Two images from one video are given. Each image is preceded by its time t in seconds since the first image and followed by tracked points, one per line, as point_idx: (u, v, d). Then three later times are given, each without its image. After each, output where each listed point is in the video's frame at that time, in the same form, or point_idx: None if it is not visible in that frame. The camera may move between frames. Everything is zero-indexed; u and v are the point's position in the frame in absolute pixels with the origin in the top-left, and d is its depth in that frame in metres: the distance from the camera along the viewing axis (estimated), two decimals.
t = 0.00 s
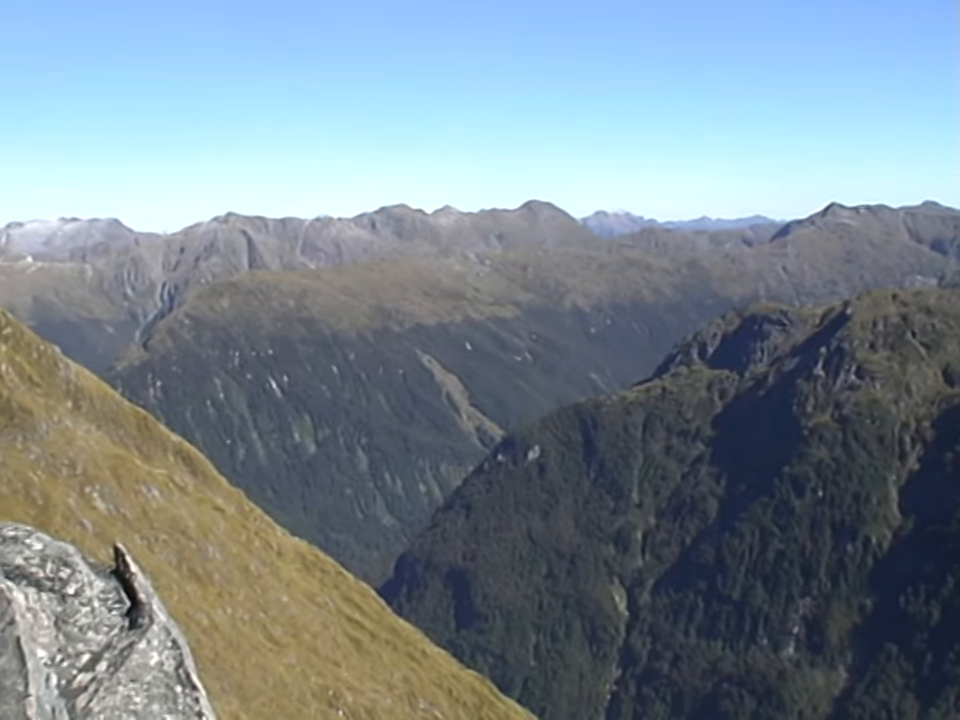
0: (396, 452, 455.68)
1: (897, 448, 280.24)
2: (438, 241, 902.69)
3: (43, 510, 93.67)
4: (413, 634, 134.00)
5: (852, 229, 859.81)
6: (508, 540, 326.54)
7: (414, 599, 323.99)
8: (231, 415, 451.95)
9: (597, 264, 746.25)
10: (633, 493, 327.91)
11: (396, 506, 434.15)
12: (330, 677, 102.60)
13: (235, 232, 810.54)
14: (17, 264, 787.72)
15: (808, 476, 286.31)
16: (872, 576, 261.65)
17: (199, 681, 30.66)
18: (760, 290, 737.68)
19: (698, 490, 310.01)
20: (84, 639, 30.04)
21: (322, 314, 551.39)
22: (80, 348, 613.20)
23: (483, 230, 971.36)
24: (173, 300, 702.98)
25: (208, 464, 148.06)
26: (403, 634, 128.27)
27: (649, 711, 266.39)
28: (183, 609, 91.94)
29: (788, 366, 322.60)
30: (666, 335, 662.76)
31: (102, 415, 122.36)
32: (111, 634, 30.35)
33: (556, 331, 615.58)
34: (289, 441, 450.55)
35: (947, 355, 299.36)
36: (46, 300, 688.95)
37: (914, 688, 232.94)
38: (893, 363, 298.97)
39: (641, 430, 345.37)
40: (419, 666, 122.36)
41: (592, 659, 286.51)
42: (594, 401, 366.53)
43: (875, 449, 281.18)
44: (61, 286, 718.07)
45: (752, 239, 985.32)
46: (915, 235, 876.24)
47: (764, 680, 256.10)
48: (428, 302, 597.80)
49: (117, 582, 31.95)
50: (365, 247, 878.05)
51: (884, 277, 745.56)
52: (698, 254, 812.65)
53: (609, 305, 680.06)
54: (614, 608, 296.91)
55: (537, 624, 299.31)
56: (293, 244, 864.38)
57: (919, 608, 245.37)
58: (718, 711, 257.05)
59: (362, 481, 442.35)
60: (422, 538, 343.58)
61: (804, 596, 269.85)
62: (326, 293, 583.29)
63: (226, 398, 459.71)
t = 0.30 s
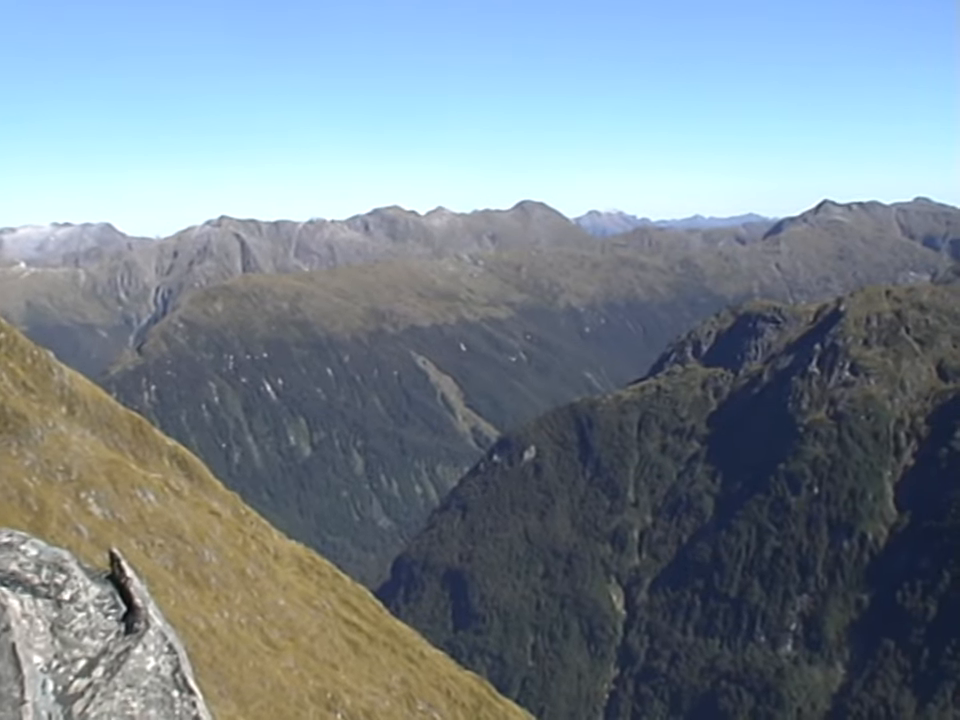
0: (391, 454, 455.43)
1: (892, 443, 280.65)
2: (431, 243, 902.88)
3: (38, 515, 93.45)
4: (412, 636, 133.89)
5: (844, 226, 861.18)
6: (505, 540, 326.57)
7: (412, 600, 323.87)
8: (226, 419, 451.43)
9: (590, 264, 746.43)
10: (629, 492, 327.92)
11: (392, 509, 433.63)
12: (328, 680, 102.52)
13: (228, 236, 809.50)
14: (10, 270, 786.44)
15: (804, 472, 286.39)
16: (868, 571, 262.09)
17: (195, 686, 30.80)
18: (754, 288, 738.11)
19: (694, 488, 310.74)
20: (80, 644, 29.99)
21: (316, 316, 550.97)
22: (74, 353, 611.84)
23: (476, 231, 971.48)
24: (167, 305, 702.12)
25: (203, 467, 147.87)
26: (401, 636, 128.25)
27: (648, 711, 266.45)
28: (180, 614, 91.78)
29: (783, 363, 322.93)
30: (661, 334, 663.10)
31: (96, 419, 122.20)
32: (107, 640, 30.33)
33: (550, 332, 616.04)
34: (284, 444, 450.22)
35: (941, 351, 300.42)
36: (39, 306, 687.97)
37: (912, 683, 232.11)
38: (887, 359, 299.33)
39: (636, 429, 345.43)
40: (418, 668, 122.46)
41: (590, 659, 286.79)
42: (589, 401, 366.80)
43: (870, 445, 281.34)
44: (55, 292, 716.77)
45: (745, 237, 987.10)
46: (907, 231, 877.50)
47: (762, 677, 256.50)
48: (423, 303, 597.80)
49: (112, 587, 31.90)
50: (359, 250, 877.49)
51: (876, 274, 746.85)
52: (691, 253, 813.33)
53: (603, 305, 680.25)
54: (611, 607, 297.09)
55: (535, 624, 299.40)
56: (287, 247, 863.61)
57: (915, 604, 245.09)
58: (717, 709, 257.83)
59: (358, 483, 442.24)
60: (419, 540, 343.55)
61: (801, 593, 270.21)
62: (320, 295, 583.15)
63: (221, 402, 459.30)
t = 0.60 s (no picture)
0: (387, 456, 455.10)
1: (887, 444, 280.39)
2: (426, 245, 902.73)
3: (33, 519, 93.24)
4: (408, 637, 133.85)
5: (839, 226, 862.19)
6: (501, 542, 326.63)
7: (407, 602, 323.92)
8: (221, 421, 450.76)
9: (585, 265, 746.53)
10: (625, 493, 328.17)
11: (388, 510, 433.25)
12: (323, 683, 102.48)
13: (222, 238, 808.75)
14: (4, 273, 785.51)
15: (799, 473, 286.77)
16: (864, 572, 262.33)
17: (190, 688, 30.75)
18: (749, 289, 738.72)
19: (689, 489, 311.03)
20: (75, 647, 29.99)
21: (311, 318, 550.45)
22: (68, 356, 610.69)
23: (471, 233, 971.50)
24: (161, 307, 701.27)
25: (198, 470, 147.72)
26: (396, 638, 128.20)
27: (643, 712, 266.67)
28: (175, 616, 91.75)
29: (778, 364, 323.42)
30: (656, 335, 663.47)
31: (91, 422, 122.11)
32: (102, 642, 30.34)
33: (545, 333, 616.17)
34: (280, 447, 449.86)
35: (935, 352, 300.55)
36: (33, 308, 686.96)
37: (907, 683, 232.04)
38: (882, 359, 299.21)
39: (631, 430, 345.54)
40: (414, 670, 122.41)
41: (586, 660, 286.95)
42: (584, 402, 366.67)
43: (865, 446, 281.61)
44: (49, 295, 715.81)
45: (739, 238, 987.87)
46: (900, 231, 878.85)
47: (758, 678, 256.78)
48: (418, 305, 597.69)
49: (107, 589, 31.90)
50: (353, 251, 877.14)
51: (871, 275, 747.84)
52: (686, 254, 813.81)
53: (598, 306, 680.54)
54: (607, 608, 297.25)
55: (530, 625, 299.54)
56: (281, 248, 862.88)
57: (910, 604, 245.22)
58: (712, 710, 258.33)
59: (353, 485, 441.87)
60: (415, 542, 343.45)
61: (796, 594, 270.51)
62: (315, 297, 582.50)
63: (216, 404, 458.87)
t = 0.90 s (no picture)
0: (386, 457, 454.88)
1: (886, 441, 280.35)
2: (425, 246, 903.11)
3: (33, 521, 93.18)
4: (409, 638, 133.87)
5: (837, 224, 862.61)
6: (501, 542, 326.76)
7: (408, 603, 324.24)
8: (220, 423, 450.81)
9: (584, 265, 746.40)
10: (624, 492, 328.11)
11: (388, 511, 433.17)
12: (324, 684, 102.44)
13: (221, 240, 808.85)
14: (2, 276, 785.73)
15: (798, 472, 286.59)
16: (863, 570, 262.29)
17: (190, 691, 30.78)
18: (747, 287, 738.92)
19: (689, 488, 310.94)
20: (75, 650, 30.03)
21: (310, 319, 550.27)
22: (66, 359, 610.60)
23: (470, 233, 971.39)
24: (159, 309, 701.42)
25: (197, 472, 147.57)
26: (397, 638, 128.22)
27: (644, 711, 266.71)
28: (175, 619, 91.72)
29: (777, 363, 323.31)
30: (655, 335, 663.64)
31: (90, 425, 122.21)
32: (102, 645, 30.38)
33: (544, 333, 616.40)
34: (279, 448, 450.26)
35: (933, 349, 300.59)
36: (32, 312, 687.01)
37: (908, 681, 232.17)
38: (880, 357, 299.36)
39: (631, 429, 345.52)
40: (414, 671, 122.39)
41: (587, 659, 286.78)
42: (583, 401, 366.40)
43: (864, 444, 281.77)
44: (47, 298, 715.59)
45: (737, 237, 988.55)
46: (899, 230, 878.71)
47: (759, 676, 256.98)
48: (416, 306, 597.82)
49: (107, 592, 31.97)
50: (352, 253, 877.28)
51: (869, 273, 748.26)
52: (684, 253, 814.09)
53: (596, 306, 680.42)
54: (607, 608, 297.15)
55: (531, 625, 299.57)
56: (280, 250, 863.14)
57: (910, 602, 245.36)
58: (713, 709, 258.58)
59: (353, 487, 441.64)
60: (415, 542, 343.48)
61: (796, 593, 270.46)
62: (314, 298, 582.25)
63: (215, 406, 458.96)
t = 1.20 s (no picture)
0: (383, 457, 454.75)
1: (883, 443, 281.76)
2: (422, 246, 903.49)
3: (29, 520, 93.15)
4: (404, 638, 133.98)
5: (833, 225, 863.68)
6: (497, 542, 326.90)
7: (404, 603, 324.27)
8: (217, 422, 450.81)
9: (581, 265, 746.87)
10: (621, 492, 328.24)
11: (384, 511, 433.25)
12: (320, 684, 102.43)
13: (218, 239, 808.76)
14: None
15: (795, 472, 286.51)
16: (859, 570, 262.67)
17: (186, 689, 30.80)
18: (744, 288, 739.78)
19: (685, 489, 311.00)
20: (70, 649, 30.10)
21: (307, 318, 550.24)
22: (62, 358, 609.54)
23: (467, 233, 972.08)
24: (157, 308, 701.06)
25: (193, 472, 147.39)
26: (393, 638, 128.29)
27: (640, 710, 266.86)
28: (171, 618, 91.78)
29: (773, 363, 323.26)
30: (652, 335, 664.24)
31: (87, 424, 122.20)
32: (98, 644, 30.42)
33: (541, 333, 617.13)
34: (276, 447, 450.29)
35: (930, 350, 301.50)
36: (28, 311, 685.77)
37: (903, 682, 232.36)
38: (877, 358, 300.21)
39: (627, 430, 345.69)
40: (410, 670, 122.49)
41: (583, 659, 286.64)
42: (579, 401, 366.52)
43: (860, 445, 282.50)
44: (44, 297, 715.21)
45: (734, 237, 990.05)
46: (895, 231, 879.44)
47: (755, 677, 257.11)
48: (413, 306, 598.23)
49: (103, 591, 32.02)
50: (349, 253, 877.36)
51: (865, 274, 749.62)
52: (681, 254, 814.78)
53: (593, 307, 680.79)
54: (603, 608, 297.19)
55: (527, 625, 299.67)
56: (277, 250, 863.13)
57: (906, 602, 245.82)
58: (709, 709, 258.70)
59: (349, 486, 441.71)
60: (411, 542, 343.32)
61: (792, 593, 270.63)
62: (311, 298, 582.28)
63: (212, 405, 459.11)
